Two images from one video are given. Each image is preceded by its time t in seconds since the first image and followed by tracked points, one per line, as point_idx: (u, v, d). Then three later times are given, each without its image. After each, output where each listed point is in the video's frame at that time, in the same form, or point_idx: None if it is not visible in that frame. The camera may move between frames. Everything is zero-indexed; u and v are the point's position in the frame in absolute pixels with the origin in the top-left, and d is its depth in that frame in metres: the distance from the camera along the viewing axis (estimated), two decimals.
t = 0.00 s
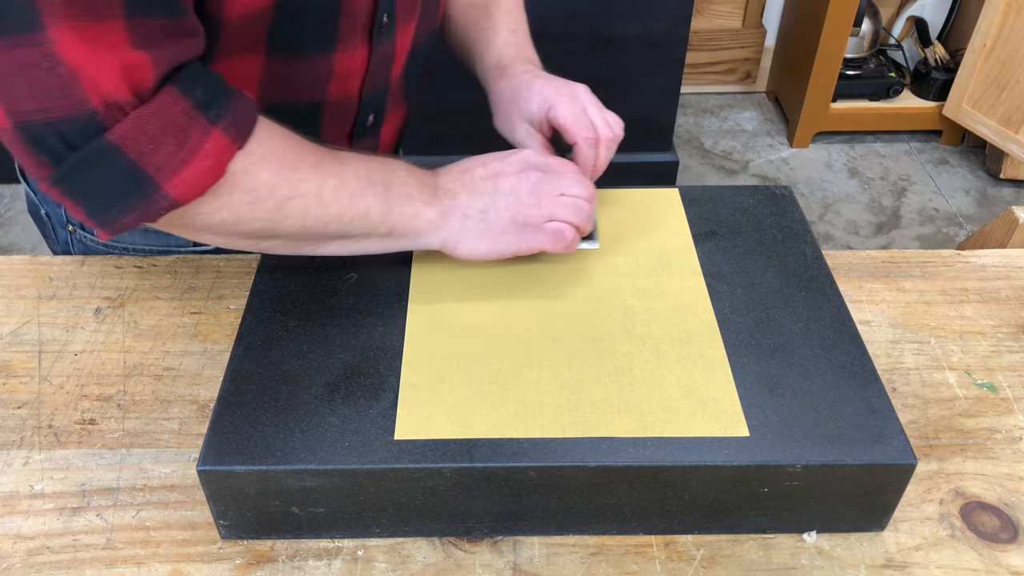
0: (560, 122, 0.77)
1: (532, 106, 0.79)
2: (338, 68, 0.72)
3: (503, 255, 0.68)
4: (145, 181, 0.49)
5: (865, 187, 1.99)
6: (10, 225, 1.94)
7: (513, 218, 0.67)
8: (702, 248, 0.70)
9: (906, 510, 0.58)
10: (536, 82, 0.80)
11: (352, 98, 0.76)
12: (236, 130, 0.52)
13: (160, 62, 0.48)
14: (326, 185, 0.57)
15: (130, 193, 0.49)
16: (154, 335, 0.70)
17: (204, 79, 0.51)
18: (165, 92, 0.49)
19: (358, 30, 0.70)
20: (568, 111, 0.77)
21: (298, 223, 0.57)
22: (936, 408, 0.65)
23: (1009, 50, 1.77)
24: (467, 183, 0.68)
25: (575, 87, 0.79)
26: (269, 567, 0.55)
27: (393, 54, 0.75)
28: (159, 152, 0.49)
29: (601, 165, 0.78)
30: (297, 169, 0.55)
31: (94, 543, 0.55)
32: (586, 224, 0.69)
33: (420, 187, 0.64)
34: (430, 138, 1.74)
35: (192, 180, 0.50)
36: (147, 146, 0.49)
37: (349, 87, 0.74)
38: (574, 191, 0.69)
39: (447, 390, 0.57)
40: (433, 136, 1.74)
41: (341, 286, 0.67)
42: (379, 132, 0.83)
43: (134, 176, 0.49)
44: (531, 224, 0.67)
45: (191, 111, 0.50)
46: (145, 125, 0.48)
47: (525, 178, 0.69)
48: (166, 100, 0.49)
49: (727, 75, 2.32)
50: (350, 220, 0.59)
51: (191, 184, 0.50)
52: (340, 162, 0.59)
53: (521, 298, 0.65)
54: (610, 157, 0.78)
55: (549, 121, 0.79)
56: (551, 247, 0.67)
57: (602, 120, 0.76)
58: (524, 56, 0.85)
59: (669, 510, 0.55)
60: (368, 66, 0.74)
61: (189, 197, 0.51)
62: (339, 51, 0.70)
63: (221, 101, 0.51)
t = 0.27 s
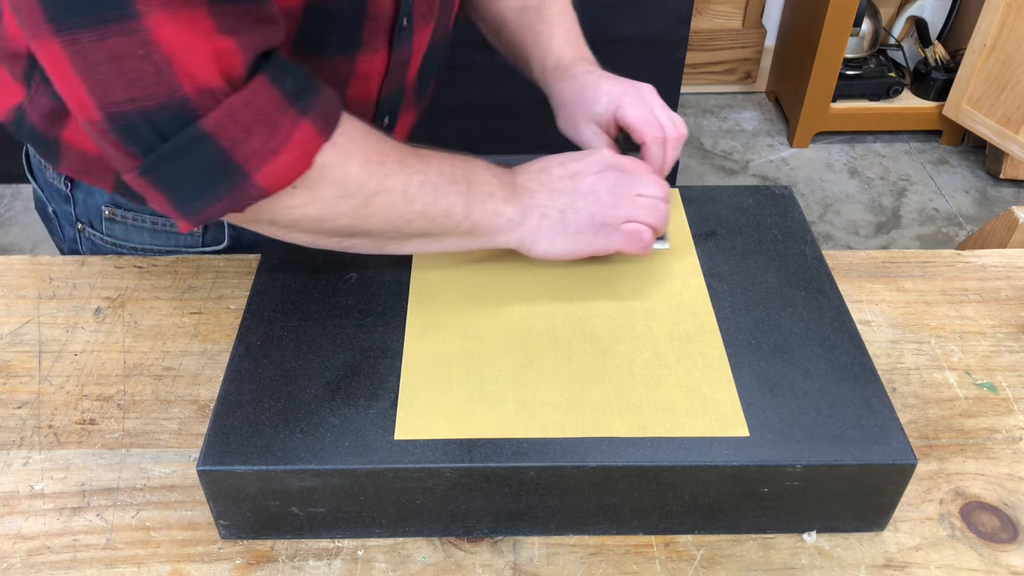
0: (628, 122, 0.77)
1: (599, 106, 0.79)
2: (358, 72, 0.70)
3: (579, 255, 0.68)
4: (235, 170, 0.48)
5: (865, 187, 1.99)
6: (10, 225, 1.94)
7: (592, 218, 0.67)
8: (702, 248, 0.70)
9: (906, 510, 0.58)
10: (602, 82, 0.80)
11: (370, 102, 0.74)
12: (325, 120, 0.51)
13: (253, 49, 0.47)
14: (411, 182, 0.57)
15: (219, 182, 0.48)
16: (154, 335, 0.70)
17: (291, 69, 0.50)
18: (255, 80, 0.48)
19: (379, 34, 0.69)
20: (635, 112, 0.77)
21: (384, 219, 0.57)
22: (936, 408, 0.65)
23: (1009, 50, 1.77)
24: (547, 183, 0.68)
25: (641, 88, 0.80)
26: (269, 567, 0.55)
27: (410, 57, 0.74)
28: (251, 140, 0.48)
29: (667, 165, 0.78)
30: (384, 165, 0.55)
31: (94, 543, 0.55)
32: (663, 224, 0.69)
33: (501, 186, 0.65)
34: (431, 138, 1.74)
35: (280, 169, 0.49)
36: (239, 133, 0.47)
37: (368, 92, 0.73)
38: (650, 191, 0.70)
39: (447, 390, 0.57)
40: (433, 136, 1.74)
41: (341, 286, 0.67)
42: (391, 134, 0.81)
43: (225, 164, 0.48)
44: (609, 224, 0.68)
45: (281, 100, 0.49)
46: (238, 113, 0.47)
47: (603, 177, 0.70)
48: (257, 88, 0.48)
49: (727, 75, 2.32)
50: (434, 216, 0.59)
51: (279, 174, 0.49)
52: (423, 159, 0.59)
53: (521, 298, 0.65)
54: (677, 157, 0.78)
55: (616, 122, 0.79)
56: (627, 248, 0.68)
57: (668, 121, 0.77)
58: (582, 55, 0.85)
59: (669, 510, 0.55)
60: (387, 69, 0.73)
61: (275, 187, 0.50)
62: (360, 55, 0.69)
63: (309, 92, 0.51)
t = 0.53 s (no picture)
0: (597, 121, 0.77)
1: (569, 105, 0.79)
2: (337, 72, 0.70)
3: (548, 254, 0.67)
4: (194, 169, 0.47)
5: (865, 187, 1.99)
6: (10, 225, 1.94)
7: (564, 216, 0.66)
8: (702, 248, 0.70)
9: (906, 510, 0.58)
10: (572, 81, 0.80)
11: (351, 100, 0.74)
12: (287, 119, 0.50)
13: (207, 49, 0.47)
14: (378, 182, 0.55)
15: (178, 183, 0.47)
16: (154, 335, 0.70)
17: (252, 70, 0.50)
18: (213, 80, 0.47)
19: (356, 33, 0.69)
20: (604, 111, 0.77)
21: (351, 221, 0.55)
22: (936, 408, 0.65)
23: (1009, 50, 1.77)
24: (515, 182, 0.67)
25: (612, 88, 0.79)
26: (269, 567, 0.55)
27: (388, 55, 0.74)
28: (211, 140, 0.47)
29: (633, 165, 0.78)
30: (350, 164, 0.53)
31: (94, 543, 0.55)
32: (633, 222, 0.69)
33: (470, 184, 0.63)
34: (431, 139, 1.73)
35: (242, 168, 0.48)
36: (198, 133, 0.46)
37: (348, 90, 0.73)
38: (621, 189, 0.69)
39: (447, 390, 0.57)
40: (432, 137, 1.73)
41: (341, 286, 0.67)
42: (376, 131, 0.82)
43: (184, 164, 0.46)
44: (582, 223, 0.67)
45: (240, 98, 0.48)
46: (196, 112, 0.46)
47: (576, 177, 0.69)
48: (215, 87, 0.47)
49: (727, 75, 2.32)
50: (403, 217, 0.57)
51: (241, 174, 0.48)
52: (389, 158, 0.57)
53: (521, 298, 0.65)
54: (644, 157, 0.78)
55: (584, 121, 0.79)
56: (597, 246, 0.67)
57: (637, 121, 0.77)
58: (556, 54, 0.85)
59: (669, 510, 0.55)
60: (366, 68, 0.73)
61: (238, 188, 0.48)
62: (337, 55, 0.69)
63: (270, 92, 0.50)
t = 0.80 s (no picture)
0: (502, 121, 0.77)
1: (476, 104, 0.79)
2: (300, 72, 0.72)
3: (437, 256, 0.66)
4: (59, 186, 0.47)
5: (865, 186, 1.99)
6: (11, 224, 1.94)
7: (449, 218, 0.65)
8: (702, 248, 0.70)
9: (906, 510, 0.58)
10: (483, 82, 0.80)
11: (319, 99, 0.76)
12: (156, 134, 0.50)
13: (79, 66, 0.46)
14: (255, 187, 0.55)
15: (42, 199, 0.47)
16: (154, 335, 0.70)
17: (124, 84, 0.49)
18: (82, 96, 0.47)
19: (317, 32, 0.71)
20: (510, 111, 0.77)
21: (228, 226, 0.55)
22: (936, 408, 0.65)
23: (1010, 50, 1.77)
24: (404, 184, 0.66)
25: (521, 90, 0.80)
26: (269, 567, 0.55)
27: (355, 54, 0.75)
28: (75, 156, 0.47)
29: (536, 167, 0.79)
30: (225, 171, 0.53)
31: (94, 543, 0.55)
32: (524, 225, 0.68)
33: (355, 186, 0.62)
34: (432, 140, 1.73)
35: (111, 185, 0.48)
36: (60, 150, 0.46)
37: (314, 89, 0.75)
38: (511, 192, 0.68)
39: (447, 390, 0.57)
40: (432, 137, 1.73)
41: (341, 286, 0.67)
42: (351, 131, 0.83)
43: (46, 181, 0.46)
44: (468, 225, 0.66)
45: (107, 114, 0.48)
46: (57, 129, 0.46)
47: (461, 178, 0.68)
48: (82, 103, 0.47)
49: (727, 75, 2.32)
50: (280, 222, 0.57)
51: (109, 190, 0.48)
52: (270, 162, 0.57)
53: (520, 298, 0.65)
54: (551, 159, 0.78)
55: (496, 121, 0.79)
56: (487, 247, 0.67)
57: (542, 122, 0.77)
58: (479, 55, 0.85)
59: (669, 510, 0.55)
60: (331, 67, 0.75)
61: (106, 204, 0.48)
62: (299, 55, 0.71)
63: (141, 106, 0.49)
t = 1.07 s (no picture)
0: (455, 121, 0.77)
1: (433, 104, 0.79)
2: (294, 75, 0.73)
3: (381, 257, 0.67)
4: None
5: (865, 186, 1.99)
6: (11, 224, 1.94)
7: (392, 219, 0.67)
8: (702, 248, 0.70)
9: (906, 510, 0.58)
10: (443, 83, 0.80)
11: (312, 102, 0.77)
12: (99, 134, 0.51)
13: (22, 65, 0.47)
14: (197, 187, 0.57)
15: None
16: (154, 335, 0.70)
17: (66, 82, 0.50)
18: (20, 93, 0.47)
19: (310, 34, 0.72)
20: (465, 111, 0.77)
21: (169, 225, 0.57)
22: (936, 408, 0.65)
23: (1010, 50, 1.77)
24: (350, 185, 0.68)
25: (479, 92, 0.80)
26: (269, 567, 0.55)
27: (349, 58, 0.77)
28: (13, 153, 0.48)
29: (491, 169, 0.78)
30: (166, 170, 0.55)
31: (94, 543, 0.55)
32: (468, 227, 0.69)
33: (297, 188, 0.64)
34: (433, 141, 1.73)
35: (49, 183, 0.49)
36: None
37: (307, 92, 0.76)
38: (455, 193, 0.70)
39: (447, 390, 0.57)
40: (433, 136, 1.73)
41: (341, 286, 0.67)
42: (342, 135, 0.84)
43: None
44: (411, 226, 0.67)
45: (48, 112, 0.48)
46: None
47: (405, 179, 0.69)
48: (21, 101, 0.47)
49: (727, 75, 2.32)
50: (222, 222, 0.59)
51: (48, 188, 0.49)
52: (211, 163, 0.59)
53: (519, 298, 0.65)
54: (506, 161, 0.77)
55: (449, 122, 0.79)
56: (431, 249, 0.67)
57: (497, 124, 0.76)
58: (447, 58, 0.86)
59: (669, 510, 0.55)
60: (325, 70, 0.76)
61: (45, 201, 0.49)
62: (293, 58, 0.72)
63: (83, 105, 0.50)
